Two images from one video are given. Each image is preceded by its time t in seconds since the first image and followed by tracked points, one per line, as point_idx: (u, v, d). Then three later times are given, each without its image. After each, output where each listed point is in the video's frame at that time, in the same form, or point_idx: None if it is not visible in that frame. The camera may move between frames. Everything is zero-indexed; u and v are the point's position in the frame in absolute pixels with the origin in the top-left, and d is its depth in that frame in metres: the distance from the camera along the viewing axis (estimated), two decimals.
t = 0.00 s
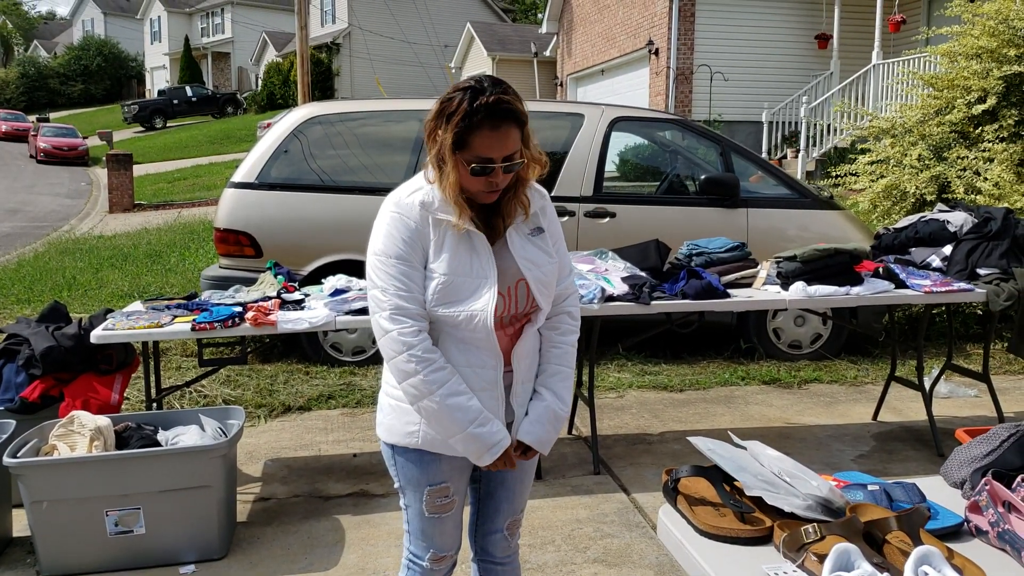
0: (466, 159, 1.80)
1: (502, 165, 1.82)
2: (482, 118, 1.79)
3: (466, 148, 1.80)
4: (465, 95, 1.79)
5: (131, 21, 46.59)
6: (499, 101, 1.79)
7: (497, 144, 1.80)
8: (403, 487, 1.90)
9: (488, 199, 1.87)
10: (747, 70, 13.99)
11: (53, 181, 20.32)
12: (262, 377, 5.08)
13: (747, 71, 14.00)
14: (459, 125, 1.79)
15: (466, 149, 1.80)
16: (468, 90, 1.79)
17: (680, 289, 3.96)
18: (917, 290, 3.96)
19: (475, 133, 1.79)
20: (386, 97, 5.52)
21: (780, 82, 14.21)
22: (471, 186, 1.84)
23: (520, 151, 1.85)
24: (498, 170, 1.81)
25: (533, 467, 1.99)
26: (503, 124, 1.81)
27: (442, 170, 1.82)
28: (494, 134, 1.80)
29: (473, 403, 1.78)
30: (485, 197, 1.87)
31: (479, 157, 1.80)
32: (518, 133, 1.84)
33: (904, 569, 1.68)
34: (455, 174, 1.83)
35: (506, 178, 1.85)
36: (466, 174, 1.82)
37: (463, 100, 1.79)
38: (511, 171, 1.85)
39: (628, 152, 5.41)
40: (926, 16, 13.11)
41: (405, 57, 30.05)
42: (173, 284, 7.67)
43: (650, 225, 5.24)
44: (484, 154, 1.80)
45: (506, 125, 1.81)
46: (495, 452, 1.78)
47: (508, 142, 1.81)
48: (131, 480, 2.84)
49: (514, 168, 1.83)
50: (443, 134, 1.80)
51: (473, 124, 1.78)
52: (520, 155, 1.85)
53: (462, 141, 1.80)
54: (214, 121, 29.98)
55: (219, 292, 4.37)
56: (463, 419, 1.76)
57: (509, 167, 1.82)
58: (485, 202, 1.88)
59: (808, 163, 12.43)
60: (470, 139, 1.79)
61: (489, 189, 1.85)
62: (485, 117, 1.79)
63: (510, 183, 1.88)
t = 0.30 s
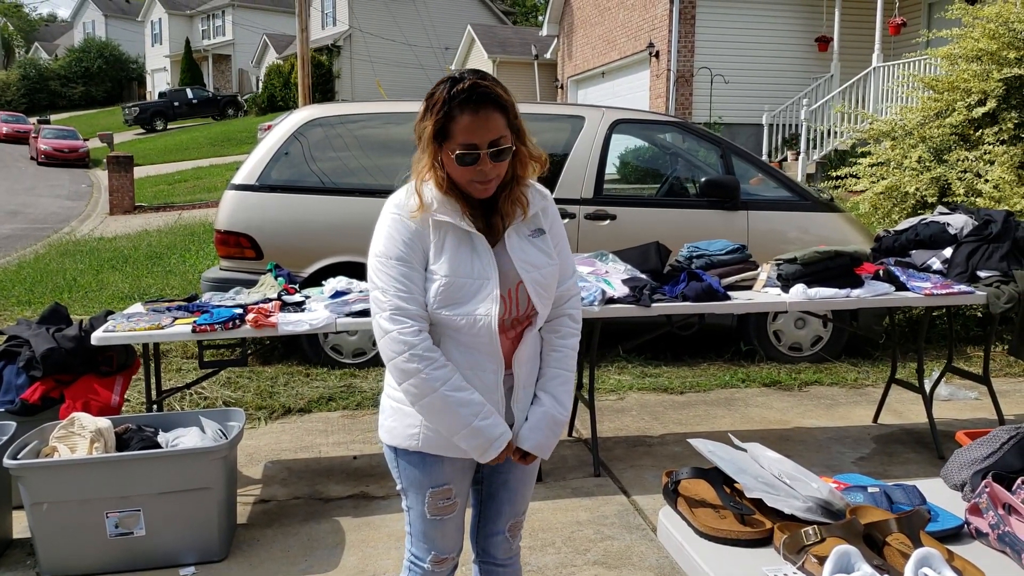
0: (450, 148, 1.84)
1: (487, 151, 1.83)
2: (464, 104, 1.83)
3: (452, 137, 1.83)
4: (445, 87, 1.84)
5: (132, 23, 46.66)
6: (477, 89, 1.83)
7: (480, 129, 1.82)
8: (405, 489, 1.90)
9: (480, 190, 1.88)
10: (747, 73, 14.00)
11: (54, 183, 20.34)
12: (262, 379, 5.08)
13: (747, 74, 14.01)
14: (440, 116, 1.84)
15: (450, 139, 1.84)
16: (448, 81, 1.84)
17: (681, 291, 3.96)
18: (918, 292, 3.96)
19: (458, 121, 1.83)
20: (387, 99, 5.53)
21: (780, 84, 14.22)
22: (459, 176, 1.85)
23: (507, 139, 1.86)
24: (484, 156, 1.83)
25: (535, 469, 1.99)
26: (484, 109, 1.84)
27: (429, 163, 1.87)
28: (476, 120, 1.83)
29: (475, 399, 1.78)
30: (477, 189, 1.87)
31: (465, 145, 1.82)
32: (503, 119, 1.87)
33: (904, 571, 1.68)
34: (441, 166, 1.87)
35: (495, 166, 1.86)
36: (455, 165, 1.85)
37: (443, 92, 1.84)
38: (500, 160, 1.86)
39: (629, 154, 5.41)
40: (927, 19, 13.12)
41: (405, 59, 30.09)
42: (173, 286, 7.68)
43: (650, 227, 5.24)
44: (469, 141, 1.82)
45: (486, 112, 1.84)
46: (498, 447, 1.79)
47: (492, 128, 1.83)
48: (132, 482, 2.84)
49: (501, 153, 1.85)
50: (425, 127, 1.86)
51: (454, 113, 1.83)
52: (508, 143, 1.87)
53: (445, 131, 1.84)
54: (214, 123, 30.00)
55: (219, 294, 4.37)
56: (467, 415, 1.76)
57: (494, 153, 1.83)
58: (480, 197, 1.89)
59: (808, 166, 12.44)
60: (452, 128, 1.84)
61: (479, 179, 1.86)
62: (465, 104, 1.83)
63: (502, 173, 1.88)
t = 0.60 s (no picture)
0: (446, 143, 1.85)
1: (482, 147, 1.83)
2: (460, 101, 1.84)
3: (447, 134, 1.84)
4: (443, 84, 1.85)
5: (131, 26, 46.72)
6: (473, 87, 1.84)
7: (475, 125, 1.82)
8: (405, 492, 1.90)
9: (477, 186, 1.87)
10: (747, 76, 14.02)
11: (54, 186, 20.35)
12: (262, 382, 5.07)
13: (747, 77, 14.02)
14: (437, 112, 1.85)
15: (446, 134, 1.85)
16: (446, 79, 1.85)
17: (680, 294, 3.96)
18: (917, 295, 3.95)
19: (454, 118, 1.83)
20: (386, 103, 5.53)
21: (779, 87, 14.24)
22: (456, 172, 1.86)
23: (505, 137, 1.86)
24: (479, 152, 1.83)
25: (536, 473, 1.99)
26: (480, 106, 1.84)
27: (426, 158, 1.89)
28: (472, 117, 1.83)
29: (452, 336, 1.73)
30: (475, 186, 1.87)
31: (460, 141, 1.83)
32: (499, 115, 1.86)
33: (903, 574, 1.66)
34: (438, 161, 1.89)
35: (493, 163, 1.85)
36: (451, 162, 1.85)
37: (440, 89, 1.85)
38: (497, 156, 1.85)
39: (628, 157, 5.41)
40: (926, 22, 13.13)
41: (405, 63, 30.13)
42: (173, 289, 7.68)
43: (649, 230, 5.24)
44: (464, 137, 1.82)
45: (483, 109, 1.84)
46: (501, 356, 1.74)
47: (488, 125, 1.83)
48: (131, 485, 2.83)
49: (497, 149, 1.84)
50: (423, 123, 1.88)
51: (450, 110, 1.84)
52: (505, 141, 1.86)
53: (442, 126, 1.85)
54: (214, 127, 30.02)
55: (219, 297, 4.36)
56: (452, 353, 1.71)
57: (490, 149, 1.83)
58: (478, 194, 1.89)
59: (808, 168, 12.45)
60: (448, 124, 1.85)
61: (477, 176, 1.86)
62: (461, 100, 1.84)
63: (500, 171, 1.88)
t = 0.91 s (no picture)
0: (450, 126, 1.84)
1: (487, 123, 1.84)
2: (460, 86, 1.86)
3: (450, 120, 1.84)
4: (440, 76, 1.89)
5: (131, 28, 46.74)
6: (469, 70, 1.89)
7: (478, 101, 1.84)
8: (403, 494, 1.89)
9: (484, 169, 1.85)
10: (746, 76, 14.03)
11: (53, 187, 20.35)
12: (261, 384, 5.07)
13: (746, 78, 14.03)
14: (437, 98, 1.86)
15: (449, 118, 1.85)
16: (443, 71, 1.90)
17: (680, 295, 3.96)
18: (917, 296, 3.96)
19: (456, 101, 1.84)
20: (385, 104, 5.54)
21: (779, 88, 14.25)
22: (462, 154, 1.84)
23: (507, 116, 1.88)
24: (485, 127, 1.83)
25: (535, 475, 1.98)
26: (480, 85, 1.87)
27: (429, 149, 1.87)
28: (474, 94, 1.85)
29: (432, 323, 1.71)
30: (481, 168, 1.85)
31: (464, 121, 1.83)
32: (499, 97, 1.89)
33: None
34: (441, 150, 1.88)
35: (498, 141, 1.86)
36: (455, 148, 1.84)
37: (437, 81, 1.88)
38: (500, 134, 1.86)
39: (628, 158, 5.41)
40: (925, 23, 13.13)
41: (405, 64, 30.16)
42: (172, 291, 7.68)
43: (649, 231, 5.24)
44: (467, 115, 1.83)
45: (483, 88, 1.87)
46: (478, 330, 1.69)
47: (490, 103, 1.85)
48: (130, 487, 2.83)
49: (500, 125, 1.85)
50: (422, 114, 1.88)
51: (451, 93, 1.86)
52: (507, 119, 1.88)
53: (443, 111, 1.86)
54: (214, 128, 30.03)
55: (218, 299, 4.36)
56: (432, 338, 1.70)
57: (494, 125, 1.84)
58: (484, 179, 1.87)
59: (807, 169, 12.46)
60: (449, 108, 1.85)
61: (483, 157, 1.85)
62: (461, 82, 1.87)
63: (504, 153, 1.88)
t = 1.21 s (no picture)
0: (450, 115, 1.83)
1: (489, 112, 1.82)
2: (459, 79, 1.86)
3: (450, 111, 1.83)
4: (439, 73, 1.88)
5: (131, 28, 46.72)
6: (467, 64, 1.89)
7: (478, 95, 1.83)
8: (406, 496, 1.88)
9: (484, 160, 1.84)
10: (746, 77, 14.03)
11: (53, 188, 20.35)
12: (261, 384, 5.07)
13: (746, 79, 14.04)
14: (435, 91, 1.86)
15: (449, 107, 1.83)
16: (441, 68, 1.89)
17: (680, 296, 3.96)
18: (917, 296, 3.96)
19: (455, 95, 1.83)
20: (385, 104, 5.54)
21: (778, 88, 14.25)
22: (462, 143, 1.82)
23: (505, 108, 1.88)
24: (486, 119, 1.82)
25: (538, 475, 1.98)
26: (479, 80, 1.87)
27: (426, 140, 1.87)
28: (474, 88, 1.84)
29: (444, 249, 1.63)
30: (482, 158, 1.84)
31: (465, 112, 1.81)
32: (496, 92, 1.89)
33: None
34: (438, 142, 1.88)
35: (497, 132, 1.85)
36: (455, 139, 1.83)
37: (437, 77, 1.88)
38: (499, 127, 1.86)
39: (627, 159, 5.40)
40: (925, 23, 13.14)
41: (404, 64, 30.16)
42: (172, 291, 7.67)
43: (648, 232, 5.24)
44: (469, 107, 1.81)
45: (482, 81, 1.87)
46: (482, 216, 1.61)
47: (489, 94, 1.85)
48: (130, 487, 2.83)
49: (500, 118, 1.84)
50: (419, 105, 1.87)
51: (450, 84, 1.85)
52: (506, 111, 1.88)
53: (442, 102, 1.85)
54: (213, 128, 30.04)
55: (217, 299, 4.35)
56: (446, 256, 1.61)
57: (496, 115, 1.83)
58: (484, 169, 1.86)
59: (807, 170, 12.47)
60: (449, 100, 1.84)
61: (484, 145, 1.83)
62: (460, 76, 1.86)
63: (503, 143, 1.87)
